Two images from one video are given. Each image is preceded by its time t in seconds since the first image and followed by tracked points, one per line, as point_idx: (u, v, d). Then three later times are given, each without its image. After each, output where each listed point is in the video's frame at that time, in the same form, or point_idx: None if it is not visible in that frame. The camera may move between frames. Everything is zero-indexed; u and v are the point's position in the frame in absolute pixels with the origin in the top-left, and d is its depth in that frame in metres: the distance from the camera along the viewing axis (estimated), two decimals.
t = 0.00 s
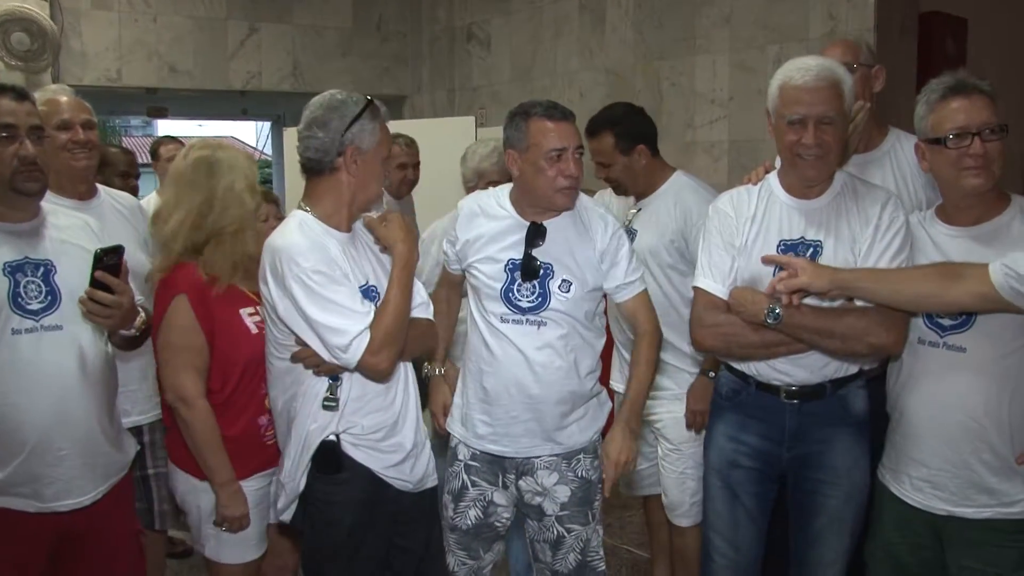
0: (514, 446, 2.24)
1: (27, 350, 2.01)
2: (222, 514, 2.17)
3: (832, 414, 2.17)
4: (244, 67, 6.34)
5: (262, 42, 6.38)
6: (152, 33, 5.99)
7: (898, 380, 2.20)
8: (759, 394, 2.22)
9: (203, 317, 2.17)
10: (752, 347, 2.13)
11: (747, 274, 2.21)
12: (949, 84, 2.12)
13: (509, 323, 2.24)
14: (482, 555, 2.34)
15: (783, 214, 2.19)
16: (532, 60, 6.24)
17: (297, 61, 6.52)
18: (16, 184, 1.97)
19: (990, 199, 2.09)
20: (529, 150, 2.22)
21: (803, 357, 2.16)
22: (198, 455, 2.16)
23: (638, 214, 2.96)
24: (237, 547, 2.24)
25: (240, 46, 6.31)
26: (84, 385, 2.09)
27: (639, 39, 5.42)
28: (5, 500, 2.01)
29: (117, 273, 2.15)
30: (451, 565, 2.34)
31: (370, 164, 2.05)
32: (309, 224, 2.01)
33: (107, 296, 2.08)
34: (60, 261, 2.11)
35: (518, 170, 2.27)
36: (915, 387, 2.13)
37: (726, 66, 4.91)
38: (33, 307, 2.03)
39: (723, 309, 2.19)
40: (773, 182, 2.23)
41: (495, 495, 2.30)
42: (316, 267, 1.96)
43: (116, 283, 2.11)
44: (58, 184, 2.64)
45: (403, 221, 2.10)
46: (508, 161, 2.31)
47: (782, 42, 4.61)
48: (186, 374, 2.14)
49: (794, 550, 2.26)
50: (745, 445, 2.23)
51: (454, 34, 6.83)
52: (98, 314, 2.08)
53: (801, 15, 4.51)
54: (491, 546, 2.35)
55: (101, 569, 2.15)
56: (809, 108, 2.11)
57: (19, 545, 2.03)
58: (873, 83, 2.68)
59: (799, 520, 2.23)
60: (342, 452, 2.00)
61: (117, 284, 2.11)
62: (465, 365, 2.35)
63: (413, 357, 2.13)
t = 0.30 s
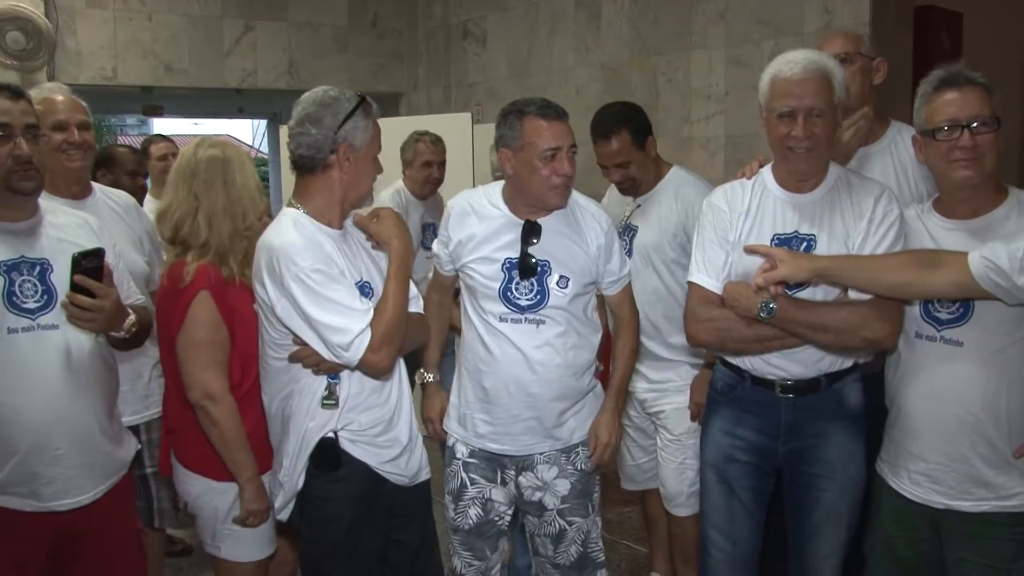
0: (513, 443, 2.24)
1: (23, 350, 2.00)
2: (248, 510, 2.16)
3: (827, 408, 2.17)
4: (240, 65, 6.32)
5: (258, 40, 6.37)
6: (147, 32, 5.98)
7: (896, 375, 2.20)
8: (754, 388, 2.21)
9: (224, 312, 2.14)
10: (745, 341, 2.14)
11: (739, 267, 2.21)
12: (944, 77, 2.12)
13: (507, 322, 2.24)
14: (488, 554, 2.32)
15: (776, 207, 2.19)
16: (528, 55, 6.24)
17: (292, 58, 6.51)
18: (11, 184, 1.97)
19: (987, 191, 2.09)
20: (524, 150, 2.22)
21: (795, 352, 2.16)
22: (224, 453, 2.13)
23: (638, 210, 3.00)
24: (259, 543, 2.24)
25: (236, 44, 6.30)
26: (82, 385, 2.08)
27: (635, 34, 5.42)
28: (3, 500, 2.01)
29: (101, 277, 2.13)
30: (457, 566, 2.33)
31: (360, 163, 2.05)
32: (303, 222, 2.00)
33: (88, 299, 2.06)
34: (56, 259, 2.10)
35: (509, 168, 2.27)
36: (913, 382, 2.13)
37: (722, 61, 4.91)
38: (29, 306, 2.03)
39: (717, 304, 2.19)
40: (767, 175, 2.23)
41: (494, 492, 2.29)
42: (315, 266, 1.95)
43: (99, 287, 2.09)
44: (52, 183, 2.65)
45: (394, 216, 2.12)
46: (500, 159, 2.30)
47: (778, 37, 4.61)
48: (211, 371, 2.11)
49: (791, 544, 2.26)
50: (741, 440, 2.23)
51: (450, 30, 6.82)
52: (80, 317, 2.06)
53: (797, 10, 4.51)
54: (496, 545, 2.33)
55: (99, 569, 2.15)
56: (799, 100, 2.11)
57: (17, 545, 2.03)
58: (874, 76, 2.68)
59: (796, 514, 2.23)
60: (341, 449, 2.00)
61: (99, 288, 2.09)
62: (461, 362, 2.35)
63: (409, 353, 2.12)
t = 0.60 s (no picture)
0: (489, 434, 2.23)
1: None
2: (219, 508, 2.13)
3: (802, 398, 2.18)
4: (217, 60, 6.28)
5: (235, 34, 6.32)
6: (122, 26, 5.92)
7: (874, 365, 2.21)
8: (730, 380, 2.22)
9: (192, 308, 2.12)
10: (724, 333, 2.13)
11: (717, 257, 2.22)
12: (919, 68, 2.14)
13: (475, 312, 2.23)
14: (469, 540, 2.33)
15: (748, 198, 2.20)
16: (506, 49, 6.23)
17: (270, 53, 6.47)
18: None
19: (961, 183, 2.10)
20: (471, 143, 2.22)
21: (771, 342, 2.16)
22: (195, 452, 2.11)
23: (625, 204, 3.02)
24: (233, 540, 2.23)
25: (213, 39, 6.25)
26: (54, 384, 2.06)
27: (614, 28, 5.42)
28: None
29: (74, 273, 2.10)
30: (437, 552, 2.35)
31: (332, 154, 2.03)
32: (272, 219, 2.00)
33: (58, 294, 2.02)
34: (30, 256, 2.08)
35: (460, 161, 2.27)
36: (889, 372, 2.14)
37: (701, 54, 4.92)
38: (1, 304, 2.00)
39: (692, 296, 2.18)
40: (741, 167, 2.23)
41: (476, 484, 2.30)
42: (275, 262, 1.94)
43: (70, 283, 2.05)
44: (29, 179, 2.63)
45: (364, 207, 2.10)
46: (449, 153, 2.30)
47: (756, 29, 4.63)
48: (180, 369, 2.09)
49: (768, 534, 2.27)
50: (716, 431, 2.24)
51: (428, 24, 6.80)
52: (50, 312, 2.02)
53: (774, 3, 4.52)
54: (478, 532, 2.34)
55: (76, 569, 2.13)
56: (781, 83, 2.13)
57: None
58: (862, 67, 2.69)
59: (773, 505, 2.24)
60: (312, 441, 1.98)
61: (69, 283, 2.05)
62: (431, 360, 2.33)
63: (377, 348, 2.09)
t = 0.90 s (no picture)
0: (453, 428, 2.22)
1: None
2: (167, 503, 2.14)
3: (768, 390, 2.20)
4: (186, 53, 6.22)
5: (204, 27, 6.26)
6: (89, 17, 5.85)
7: (841, 357, 2.24)
8: (696, 375, 2.23)
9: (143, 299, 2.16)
10: (691, 327, 2.15)
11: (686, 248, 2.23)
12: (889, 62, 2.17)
13: (432, 308, 2.23)
14: (439, 533, 2.34)
15: (713, 191, 2.21)
16: (478, 42, 6.22)
17: (240, 45, 6.42)
18: None
19: (929, 175, 2.14)
20: (405, 143, 2.22)
21: (734, 334, 2.19)
22: (141, 443, 2.13)
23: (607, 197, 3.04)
24: (183, 538, 2.24)
25: (182, 31, 6.19)
26: (19, 380, 2.04)
27: (585, 22, 5.43)
28: None
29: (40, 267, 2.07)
30: (408, 546, 2.35)
31: (285, 144, 2.05)
32: (230, 211, 2.06)
33: (22, 289, 2.00)
34: None
35: (395, 165, 2.27)
36: (856, 365, 2.17)
37: (672, 48, 4.94)
38: None
39: (658, 291, 2.21)
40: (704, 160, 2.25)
41: (444, 477, 2.30)
42: (222, 252, 2.00)
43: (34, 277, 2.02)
44: None
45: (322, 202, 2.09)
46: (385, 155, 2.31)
47: (726, 25, 4.65)
48: (129, 359, 2.13)
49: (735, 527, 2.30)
50: (683, 427, 2.25)
51: (400, 18, 6.77)
52: (13, 307, 2.00)
53: None
54: (448, 525, 2.35)
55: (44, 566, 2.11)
56: (749, 74, 2.15)
57: None
58: (834, 65, 2.71)
59: (740, 500, 2.26)
60: (262, 431, 2.01)
61: (34, 277, 2.01)
62: (393, 355, 2.33)
63: (349, 339, 2.09)
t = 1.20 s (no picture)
0: (423, 421, 2.23)
1: None
2: (135, 498, 2.21)
3: (752, 382, 2.21)
4: (171, 45, 6.19)
5: (189, 19, 6.23)
6: (73, 9, 5.81)
7: (823, 348, 2.25)
8: (679, 367, 2.24)
9: (117, 295, 2.21)
10: (669, 321, 2.16)
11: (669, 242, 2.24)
12: (875, 57, 2.19)
13: (401, 303, 2.23)
14: (416, 523, 2.34)
15: (697, 185, 2.23)
16: (464, 35, 6.21)
17: (225, 37, 6.39)
18: None
19: (910, 168, 2.14)
20: (377, 141, 2.21)
21: (716, 328, 2.20)
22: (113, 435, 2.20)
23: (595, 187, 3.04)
24: (154, 529, 2.30)
25: (167, 23, 6.16)
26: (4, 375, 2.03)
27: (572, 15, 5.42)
28: None
29: (25, 267, 2.09)
30: (382, 534, 2.35)
31: (255, 134, 2.06)
32: (209, 203, 2.10)
33: (9, 292, 2.01)
34: None
35: (370, 162, 2.27)
36: (838, 357, 2.18)
37: (658, 41, 4.93)
38: None
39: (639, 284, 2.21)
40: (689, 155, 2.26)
41: (416, 468, 2.30)
42: (189, 243, 2.04)
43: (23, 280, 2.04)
44: None
45: (293, 195, 2.05)
46: (360, 152, 2.31)
47: (712, 18, 4.65)
48: (101, 353, 2.19)
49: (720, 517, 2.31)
50: (665, 418, 2.27)
51: (386, 10, 6.76)
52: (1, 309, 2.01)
53: None
54: (424, 515, 2.35)
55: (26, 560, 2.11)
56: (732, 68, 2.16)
57: None
58: (812, 61, 2.72)
59: (725, 490, 2.27)
60: (238, 421, 2.06)
61: (20, 279, 2.04)
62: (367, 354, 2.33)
63: (341, 332, 2.11)
